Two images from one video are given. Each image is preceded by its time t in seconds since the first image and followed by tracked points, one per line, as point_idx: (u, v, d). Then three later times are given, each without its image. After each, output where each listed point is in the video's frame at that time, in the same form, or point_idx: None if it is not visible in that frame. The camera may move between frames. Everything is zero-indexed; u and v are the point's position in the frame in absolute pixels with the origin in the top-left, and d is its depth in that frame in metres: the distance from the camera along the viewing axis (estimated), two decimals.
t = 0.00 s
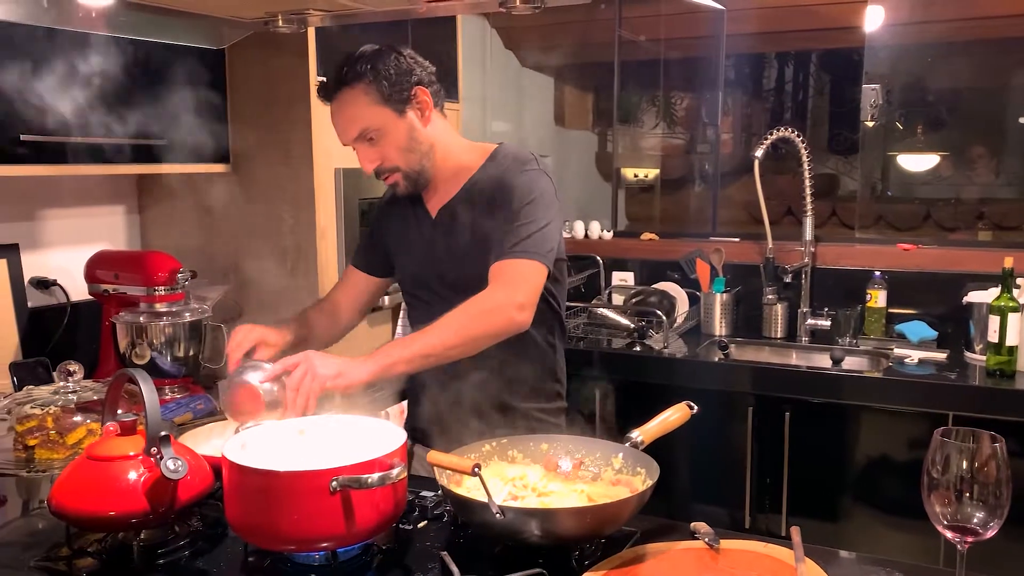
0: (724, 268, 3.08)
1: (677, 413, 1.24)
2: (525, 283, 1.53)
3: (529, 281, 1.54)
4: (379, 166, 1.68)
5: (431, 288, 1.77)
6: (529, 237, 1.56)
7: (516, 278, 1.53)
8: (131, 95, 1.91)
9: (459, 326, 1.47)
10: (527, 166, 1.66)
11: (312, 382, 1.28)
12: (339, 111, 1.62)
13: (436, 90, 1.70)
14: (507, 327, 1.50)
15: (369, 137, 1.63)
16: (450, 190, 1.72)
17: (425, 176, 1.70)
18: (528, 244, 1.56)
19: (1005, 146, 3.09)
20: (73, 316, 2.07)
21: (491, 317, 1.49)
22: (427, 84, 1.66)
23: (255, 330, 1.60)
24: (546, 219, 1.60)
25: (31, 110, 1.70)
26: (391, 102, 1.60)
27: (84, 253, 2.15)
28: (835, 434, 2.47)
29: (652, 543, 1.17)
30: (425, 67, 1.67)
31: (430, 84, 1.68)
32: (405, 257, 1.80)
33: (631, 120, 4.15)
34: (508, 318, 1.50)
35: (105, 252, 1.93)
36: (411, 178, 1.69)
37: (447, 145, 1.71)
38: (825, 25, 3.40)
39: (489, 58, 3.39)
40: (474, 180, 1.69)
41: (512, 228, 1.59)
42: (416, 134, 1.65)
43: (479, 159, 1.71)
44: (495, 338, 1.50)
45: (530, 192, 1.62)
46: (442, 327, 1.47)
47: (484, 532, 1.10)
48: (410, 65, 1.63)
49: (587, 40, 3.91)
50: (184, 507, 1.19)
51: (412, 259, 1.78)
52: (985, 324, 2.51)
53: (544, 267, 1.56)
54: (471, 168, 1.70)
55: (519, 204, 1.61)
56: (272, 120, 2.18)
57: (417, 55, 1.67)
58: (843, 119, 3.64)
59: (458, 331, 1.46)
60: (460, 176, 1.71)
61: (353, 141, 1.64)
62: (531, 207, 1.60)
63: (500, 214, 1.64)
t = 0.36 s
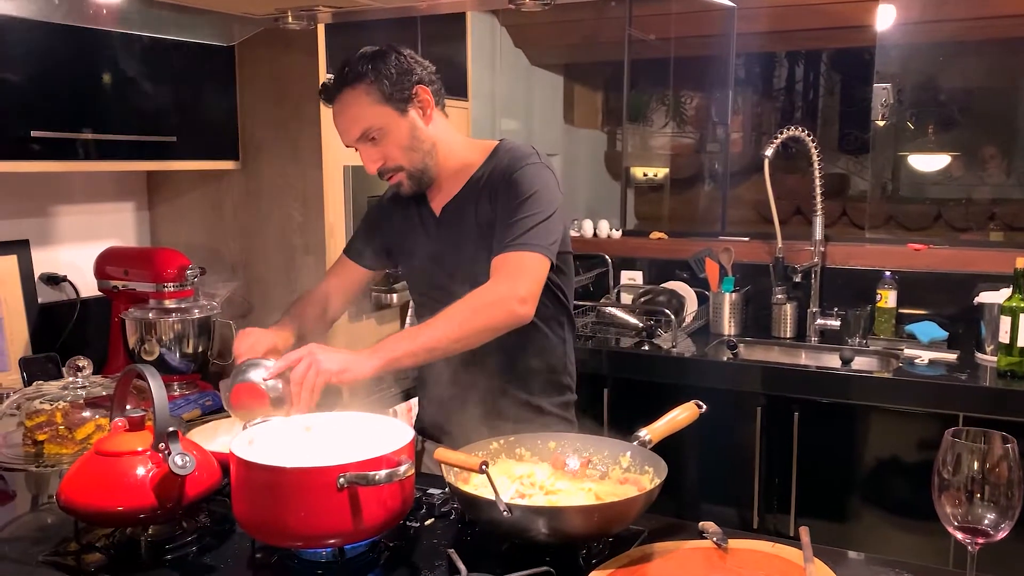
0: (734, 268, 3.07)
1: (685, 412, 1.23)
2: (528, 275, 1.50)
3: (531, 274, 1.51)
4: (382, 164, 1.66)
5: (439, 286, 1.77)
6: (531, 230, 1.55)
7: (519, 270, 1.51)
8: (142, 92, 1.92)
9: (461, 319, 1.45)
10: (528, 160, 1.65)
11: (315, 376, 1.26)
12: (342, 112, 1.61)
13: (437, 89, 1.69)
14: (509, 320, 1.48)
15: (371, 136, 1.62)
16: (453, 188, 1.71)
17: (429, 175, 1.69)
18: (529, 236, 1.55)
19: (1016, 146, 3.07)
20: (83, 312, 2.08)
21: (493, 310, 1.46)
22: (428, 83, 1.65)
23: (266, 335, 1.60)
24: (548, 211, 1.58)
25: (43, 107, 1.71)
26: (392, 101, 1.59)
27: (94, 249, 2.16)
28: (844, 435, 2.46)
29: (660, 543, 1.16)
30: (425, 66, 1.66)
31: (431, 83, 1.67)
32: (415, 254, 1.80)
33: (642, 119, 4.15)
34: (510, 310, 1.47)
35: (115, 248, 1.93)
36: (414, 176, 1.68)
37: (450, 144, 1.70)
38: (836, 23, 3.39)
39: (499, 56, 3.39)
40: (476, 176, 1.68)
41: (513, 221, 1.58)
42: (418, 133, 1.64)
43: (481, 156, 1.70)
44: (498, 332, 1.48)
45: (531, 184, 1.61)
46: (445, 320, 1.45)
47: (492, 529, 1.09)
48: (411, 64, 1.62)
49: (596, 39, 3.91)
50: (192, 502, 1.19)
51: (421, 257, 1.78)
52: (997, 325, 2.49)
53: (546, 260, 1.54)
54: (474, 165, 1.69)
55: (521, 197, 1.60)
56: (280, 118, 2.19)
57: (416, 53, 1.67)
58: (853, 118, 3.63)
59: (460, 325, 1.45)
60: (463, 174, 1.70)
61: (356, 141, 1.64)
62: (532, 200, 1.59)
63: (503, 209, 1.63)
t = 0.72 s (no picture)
0: (738, 265, 3.05)
1: (694, 413, 1.21)
2: (532, 271, 1.49)
3: (534, 272, 1.49)
4: (385, 159, 1.64)
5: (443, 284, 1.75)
6: (536, 227, 1.53)
7: (522, 267, 1.49)
8: (144, 87, 1.90)
9: (466, 317, 1.43)
10: (533, 155, 1.63)
11: (321, 371, 1.23)
12: (346, 105, 1.59)
13: (441, 84, 1.67)
14: (513, 318, 1.46)
15: (374, 131, 1.59)
16: (455, 185, 1.69)
17: (431, 171, 1.67)
18: (534, 233, 1.53)
19: (1020, 142, 3.05)
20: (83, 308, 2.06)
21: (497, 308, 1.44)
22: (432, 78, 1.63)
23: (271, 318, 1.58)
24: (553, 208, 1.56)
25: (45, 101, 1.69)
26: (396, 95, 1.57)
27: (95, 246, 2.14)
28: (849, 433, 2.44)
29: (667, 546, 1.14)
30: (430, 61, 1.64)
31: (435, 78, 1.65)
32: (417, 251, 1.78)
33: (645, 115, 4.14)
34: (515, 309, 1.45)
35: (116, 244, 1.91)
36: (416, 171, 1.66)
37: (453, 140, 1.68)
38: (840, 20, 3.37)
39: (502, 51, 3.37)
40: (480, 173, 1.66)
41: (518, 218, 1.56)
42: (421, 128, 1.62)
43: (485, 152, 1.68)
44: (501, 330, 1.46)
45: (537, 181, 1.58)
46: (450, 318, 1.43)
47: (498, 532, 1.08)
48: (414, 58, 1.60)
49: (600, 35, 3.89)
50: (193, 503, 1.17)
51: (424, 254, 1.76)
52: (1004, 323, 2.47)
53: (551, 257, 1.52)
54: (478, 161, 1.67)
55: (526, 193, 1.58)
56: (283, 113, 2.17)
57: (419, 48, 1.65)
58: (857, 115, 3.61)
59: (464, 323, 1.43)
60: (465, 170, 1.68)
61: (359, 135, 1.61)
62: (537, 196, 1.57)
63: (507, 205, 1.61)
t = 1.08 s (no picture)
0: (737, 264, 3.03)
1: (696, 416, 1.19)
2: (526, 271, 1.47)
3: (530, 270, 1.47)
4: (379, 159, 1.62)
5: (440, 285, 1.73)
6: (529, 226, 1.51)
7: (518, 267, 1.47)
8: (138, 86, 1.88)
9: (462, 318, 1.41)
10: (528, 154, 1.61)
11: (312, 376, 1.23)
12: (340, 104, 1.57)
13: (437, 84, 1.65)
14: (510, 319, 1.44)
15: (368, 130, 1.57)
16: (451, 185, 1.67)
17: (427, 170, 1.65)
18: (529, 232, 1.51)
19: (1017, 140, 3.04)
20: (77, 309, 2.04)
21: (493, 309, 1.42)
22: (427, 77, 1.61)
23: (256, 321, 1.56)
24: (547, 207, 1.54)
25: (38, 100, 1.67)
26: (391, 94, 1.55)
27: (89, 246, 2.12)
28: (849, 433, 2.42)
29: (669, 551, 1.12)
30: (425, 60, 1.62)
31: (430, 77, 1.63)
32: (413, 252, 1.76)
33: (642, 113, 4.09)
34: (509, 310, 1.44)
35: (110, 245, 1.89)
36: (411, 171, 1.64)
37: (448, 140, 1.66)
38: (838, 17, 3.36)
39: (500, 49, 3.35)
40: (475, 173, 1.64)
41: (513, 217, 1.54)
42: (416, 127, 1.60)
43: (480, 152, 1.66)
44: (498, 331, 1.44)
45: (531, 180, 1.56)
46: (446, 319, 1.42)
47: (497, 538, 1.06)
48: (409, 57, 1.58)
49: (598, 33, 3.87)
50: (188, 509, 1.16)
51: (421, 253, 1.74)
52: (1004, 323, 2.46)
53: (545, 256, 1.50)
54: (473, 160, 1.65)
55: (520, 192, 1.56)
56: (279, 112, 2.15)
57: (414, 48, 1.63)
58: (855, 113, 3.59)
59: (460, 324, 1.41)
60: (461, 169, 1.66)
61: (353, 135, 1.59)
62: (531, 195, 1.55)
63: (502, 205, 1.59)
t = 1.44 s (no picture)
0: (734, 265, 3.03)
1: (691, 416, 1.19)
2: (523, 270, 1.46)
3: (525, 269, 1.47)
4: (371, 159, 1.62)
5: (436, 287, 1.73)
6: (526, 224, 1.51)
7: (513, 265, 1.46)
8: (133, 87, 1.88)
9: (460, 314, 1.41)
10: (522, 153, 1.60)
11: (309, 369, 1.20)
12: (333, 105, 1.57)
13: (430, 85, 1.64)
14: (506, 317, 1.44)
15: (361, 130, 1.57)
16: (445, 185, 1.67)
17: (420, 171, 1.65)
18: (524, 231, 1.50)
19: (1015, 139, 3.04)
20: (71, 311, 2.03)
21: (489, 306, 1.42)
22: (421, 78, 1.61)
23: (248, 315, 1.57)
24: (543, 205, 1.54)
25: (33, 101, 1.67)
26: (383, 94, 1.55)
27: (84, 247, 2.11)
28: (845, 433, 2.42)
29: (665, 553, 1.12)
30: (419, 62, 1.62)
31: (424, 78, 1.63)
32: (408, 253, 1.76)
33: (639, 112, 4.08)
34: (509, 307, 1.43)
35: (105, 246, 1.89)
36: (404, 171, 1.63)
37: (441, 141, 1.66)
38: (834, 17, 3.36)
39: (496, 49, 3.34)
40: (469, 173, 1.64)
41: (508, 216, 1.53)
42: (409, 128, 1.60)
43: (474, 152, 1.66)
44: (494, 330, 1.44)
45: (526, 179, 1.56)
46: (444, 315, 1.41)
47: (493, 541, 1.06)
48: (402, 59, 1.58)
49: (594, 33, 3.87)
50: (181, 511, 1.15)
51: (416, 254, 1.73)
52: (1001, 323, 2.46)
53: (542, 253, 1.50)
54: (466, 160, 1.65)
55: (515, 190, 1.55)
56: (273, 113, 2.14)
57: (408, 49, 1.63)
58: (852, 113, 3.59)
59: (458, 320, 1.40)
60: (454, 170, 1.66)
61: (345, 135, 1.59)
62: (526, 194, 1.54)
63: (497, 205, 1.58)
